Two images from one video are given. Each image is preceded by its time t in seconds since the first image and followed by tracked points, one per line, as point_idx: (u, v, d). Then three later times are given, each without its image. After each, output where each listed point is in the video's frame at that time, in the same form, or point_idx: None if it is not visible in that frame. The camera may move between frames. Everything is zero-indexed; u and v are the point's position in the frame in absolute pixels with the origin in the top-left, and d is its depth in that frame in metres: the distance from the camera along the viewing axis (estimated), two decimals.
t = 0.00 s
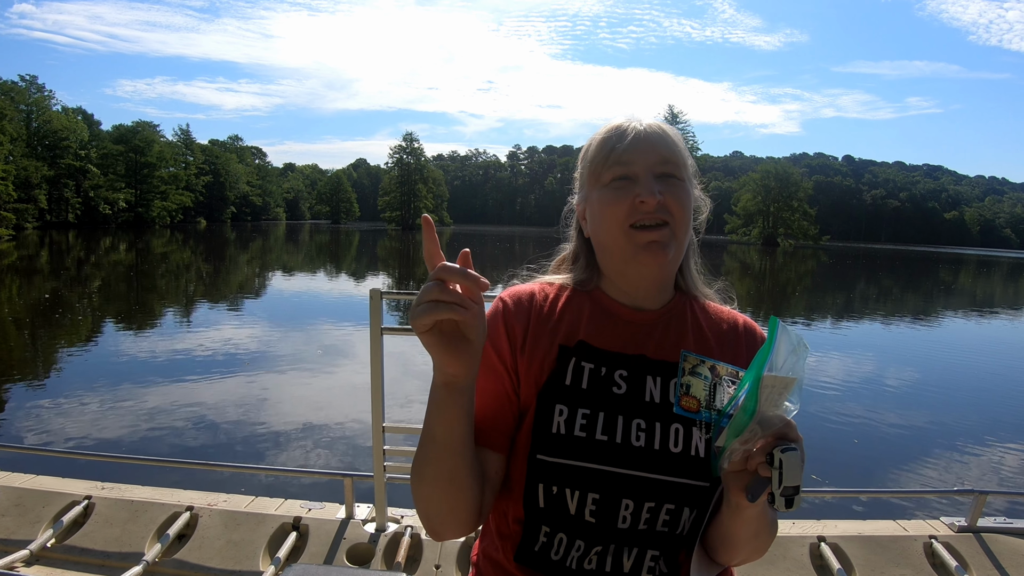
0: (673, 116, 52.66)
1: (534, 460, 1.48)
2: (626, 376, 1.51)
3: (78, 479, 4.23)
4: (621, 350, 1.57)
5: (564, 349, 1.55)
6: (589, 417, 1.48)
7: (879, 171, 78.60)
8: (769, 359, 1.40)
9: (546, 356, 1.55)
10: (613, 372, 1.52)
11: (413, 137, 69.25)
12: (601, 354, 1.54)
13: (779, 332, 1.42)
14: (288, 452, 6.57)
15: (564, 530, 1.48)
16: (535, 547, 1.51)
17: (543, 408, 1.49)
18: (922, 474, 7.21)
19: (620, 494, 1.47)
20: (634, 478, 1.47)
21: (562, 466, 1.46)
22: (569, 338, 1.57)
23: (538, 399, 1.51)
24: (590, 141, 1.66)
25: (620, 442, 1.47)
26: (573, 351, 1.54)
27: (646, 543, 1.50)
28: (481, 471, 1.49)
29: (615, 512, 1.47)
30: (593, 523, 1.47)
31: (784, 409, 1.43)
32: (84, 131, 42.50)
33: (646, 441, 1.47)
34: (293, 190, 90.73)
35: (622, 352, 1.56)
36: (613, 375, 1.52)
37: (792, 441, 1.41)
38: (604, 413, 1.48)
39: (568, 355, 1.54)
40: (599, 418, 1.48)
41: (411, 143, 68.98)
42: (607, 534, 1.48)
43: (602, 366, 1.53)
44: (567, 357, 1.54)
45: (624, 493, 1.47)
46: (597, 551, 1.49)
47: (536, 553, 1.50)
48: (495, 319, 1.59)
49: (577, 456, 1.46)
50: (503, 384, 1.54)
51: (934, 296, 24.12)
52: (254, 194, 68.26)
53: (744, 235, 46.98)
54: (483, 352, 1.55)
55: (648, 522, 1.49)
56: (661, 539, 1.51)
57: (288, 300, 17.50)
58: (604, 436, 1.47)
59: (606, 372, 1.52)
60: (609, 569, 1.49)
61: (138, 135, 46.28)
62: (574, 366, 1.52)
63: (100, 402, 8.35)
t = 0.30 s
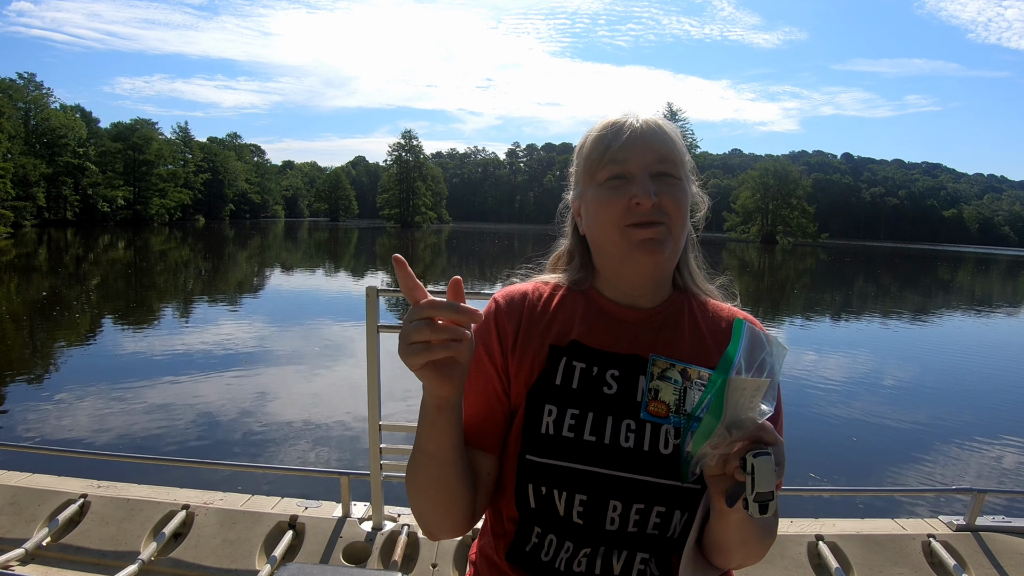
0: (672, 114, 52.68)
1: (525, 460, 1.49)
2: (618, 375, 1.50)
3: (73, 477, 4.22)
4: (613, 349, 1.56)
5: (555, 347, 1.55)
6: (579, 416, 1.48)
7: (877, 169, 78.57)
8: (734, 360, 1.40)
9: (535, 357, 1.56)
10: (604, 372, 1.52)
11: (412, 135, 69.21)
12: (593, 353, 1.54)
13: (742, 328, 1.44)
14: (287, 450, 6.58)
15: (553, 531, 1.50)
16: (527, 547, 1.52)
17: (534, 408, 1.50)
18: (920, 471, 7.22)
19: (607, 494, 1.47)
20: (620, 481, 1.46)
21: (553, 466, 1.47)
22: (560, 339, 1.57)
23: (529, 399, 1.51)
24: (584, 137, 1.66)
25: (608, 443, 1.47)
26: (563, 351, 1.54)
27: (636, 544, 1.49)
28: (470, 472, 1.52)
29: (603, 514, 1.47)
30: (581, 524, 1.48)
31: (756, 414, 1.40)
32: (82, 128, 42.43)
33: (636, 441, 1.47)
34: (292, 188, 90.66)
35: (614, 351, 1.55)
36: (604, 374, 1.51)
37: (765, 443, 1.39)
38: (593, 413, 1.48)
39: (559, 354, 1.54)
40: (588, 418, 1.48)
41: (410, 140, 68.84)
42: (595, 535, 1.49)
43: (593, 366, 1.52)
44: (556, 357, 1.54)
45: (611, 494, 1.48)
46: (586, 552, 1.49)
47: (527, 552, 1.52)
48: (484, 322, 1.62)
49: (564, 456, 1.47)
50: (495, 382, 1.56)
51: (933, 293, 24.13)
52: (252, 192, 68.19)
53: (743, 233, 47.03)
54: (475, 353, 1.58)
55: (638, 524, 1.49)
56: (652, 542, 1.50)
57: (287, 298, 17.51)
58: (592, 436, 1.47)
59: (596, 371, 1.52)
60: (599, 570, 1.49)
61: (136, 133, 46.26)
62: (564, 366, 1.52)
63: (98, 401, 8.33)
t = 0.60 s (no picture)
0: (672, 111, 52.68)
1: (528, 461, 1.51)
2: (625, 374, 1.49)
3: (75, 476, 4.23)
4: (617, 349, 1.56)
5: (559, 349, 1.55)
6: (584, 417, 1.48)
7: (878, 167, 78.54)
8: (734, 360, 1.36)
9: (539, 358, 1.56)
10: (607, 372, 1.51)
11: (413, 133, 69.22)
12: (597, 354, 1.53)
13: (741, 330, 1.42)
14: (288, 448, 6.59)
15: (559, 532, 1.52)
16: (531, 549, 1.54)
17: (537, 407, 1.51)
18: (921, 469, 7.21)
19: (610, 494, 1.48)
20: (622, 481, 1.47)
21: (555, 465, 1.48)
22: (564, 338, 1.57)
23: (530, 398, 1.52)
24: (587, 137, 1.65)
25: (613, 443, 1.48)
26: (568, 352, 1.54)
27: (641, 546, 1.50)
28: (473, 474, 1.54)
29: (609, 514, 1.49)
30: (587, 526, 1.50)
31: (761, 412, 1.35)
32: (82, 127, 42.47)
33: (639, 441, 1.47)
34: (292, 186, 90.67)
35: (617, 352, 1.55)
36: (606, 372, 1.51)
37: (769, 442, 1.35)
38: (598, 414, 1.48)
39: (562, 355, 1.54)
40: (590, 419, 1.48)
41: (411, 138, 68.76)
42: (600, 537, 1.50)
43: (597, 366, 1.52)
44: (559, 357, 1.54)
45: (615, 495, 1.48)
46: (592, 554, 1.50)
47: (533, 554, 1.53)
48: (488, 322, 1.62)
49: (568, 456, 1.48)
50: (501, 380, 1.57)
51: (934, 291, 24.13)
52: (253, 190, 68.21)
53: (744, 231, 46.99)
54: (478, 352, 1.59)
55: (646, 524, 1.50)
56: (657, 544, 1.50)
57: (288, 296, 17.53)
58: (598, 437, 1.48)
59: (598, 370, 1.51)
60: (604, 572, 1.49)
61: (137, 131, 46.29)
62: (569, 365, 1.52)
63: (98, 399, 8.31)
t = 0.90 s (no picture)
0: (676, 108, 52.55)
1: (526, 453, 1.53)
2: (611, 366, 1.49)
3: (77, 473, 4.23)
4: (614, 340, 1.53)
5: (557, 343, 1.56)
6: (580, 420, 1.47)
7: (881, 164, 78.25)
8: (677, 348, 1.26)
9: (537, 355, 1.58)
10: (603, 368, 1.50)
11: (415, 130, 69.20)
12: (592, 346, 1.52)
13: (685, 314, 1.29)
14: (290, 445, 6.59)
15: (555, 525, 1.51)
16: (532, 542, 1.54)
17: (535, 408, 1.52)
18: (924, 466, 7.22)
19: (608, 495, 1.45)
20: (622, 481, 1.43)
21: (546, 457, 1.50)
22: (563, 332, 1.57)
23: (530, 398, 1.54)
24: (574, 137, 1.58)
25: (609, 436, 1.45)
26: (565, 345, 1.54)
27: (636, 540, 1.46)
28: (472, 474, 1.58)
29: (600, 507, 1.46)
30: (579, 517, 1.48)
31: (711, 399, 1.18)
32: (85, 124, 42.52)
33: (633, 434, 1.44)
34: (295, 183, 90.72)
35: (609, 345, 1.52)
36: (603, 368, 1.50)
37: (727, 433, 1.19)
38: (594, 412, 1.47)
39: (562, 348, 1.54)
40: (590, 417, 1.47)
41: (413, 135, 68.75)
42: (592, 529, 1.48)
43: (594, 358, 1.51)
44: (557, 351, 1.55)
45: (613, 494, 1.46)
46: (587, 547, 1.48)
47: (534, 548, 1.53)
48: (493, 321, 1.66)
49: (566, 452, 1.49)
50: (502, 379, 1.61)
51: (937, 288, 24.04)
52: (256, 187, 68.23)
53: (747, 228, 46.88)
54: (482, 352, 1.64)
55: (639, 520, 1.46)
56: (654, 540, 1.45)
57: (290, 293, 17.55)
58: (591, 429, 1.47)
59: (597, 363, 1.51)
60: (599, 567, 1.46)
61: (140, 128, 46.30)
62: (568, 359, 1.52)
63: (103, 395, 8.36)
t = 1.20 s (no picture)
0: (679, 103, 52.44)
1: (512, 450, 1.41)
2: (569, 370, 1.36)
3: (80, 469, 4.24)
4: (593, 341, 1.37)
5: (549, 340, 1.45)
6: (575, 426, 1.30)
7: (885, 160, 78.05)
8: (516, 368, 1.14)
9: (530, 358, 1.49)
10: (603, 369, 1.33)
11: (417, 126, 69.24)
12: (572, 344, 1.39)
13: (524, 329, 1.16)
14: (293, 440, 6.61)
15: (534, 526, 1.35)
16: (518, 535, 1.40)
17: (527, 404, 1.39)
18: (928, 463, 7.21)
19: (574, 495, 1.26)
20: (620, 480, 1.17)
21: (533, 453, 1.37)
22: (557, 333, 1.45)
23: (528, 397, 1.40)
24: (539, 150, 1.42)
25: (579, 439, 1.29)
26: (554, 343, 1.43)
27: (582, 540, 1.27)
28: (472, 474, 1.52)
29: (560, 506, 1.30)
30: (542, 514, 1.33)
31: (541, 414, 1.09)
32: (88, 120, 42.53)
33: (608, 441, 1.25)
34: (298, 179, 90.78)
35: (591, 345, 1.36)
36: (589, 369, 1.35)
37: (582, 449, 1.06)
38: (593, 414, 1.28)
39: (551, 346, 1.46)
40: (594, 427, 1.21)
41: (416, 131, 68.84)
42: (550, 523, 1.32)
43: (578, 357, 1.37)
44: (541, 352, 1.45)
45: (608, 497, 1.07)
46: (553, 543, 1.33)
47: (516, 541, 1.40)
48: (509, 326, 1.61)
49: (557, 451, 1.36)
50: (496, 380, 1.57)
51: (940, 284, 24.01)
52: (259, 183, 68.35)
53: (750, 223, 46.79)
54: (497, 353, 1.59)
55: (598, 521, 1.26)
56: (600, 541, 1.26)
57: (294, 288, 17.61)
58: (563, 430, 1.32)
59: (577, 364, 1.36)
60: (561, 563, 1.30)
61: (142, 123, 46.31)
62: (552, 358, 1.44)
63: (106, 391, 8.38)
